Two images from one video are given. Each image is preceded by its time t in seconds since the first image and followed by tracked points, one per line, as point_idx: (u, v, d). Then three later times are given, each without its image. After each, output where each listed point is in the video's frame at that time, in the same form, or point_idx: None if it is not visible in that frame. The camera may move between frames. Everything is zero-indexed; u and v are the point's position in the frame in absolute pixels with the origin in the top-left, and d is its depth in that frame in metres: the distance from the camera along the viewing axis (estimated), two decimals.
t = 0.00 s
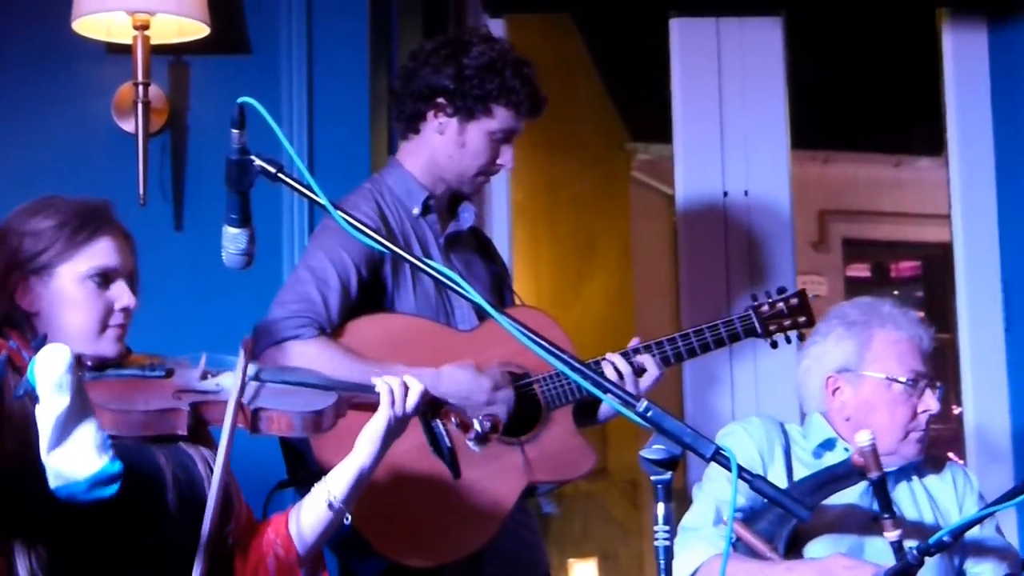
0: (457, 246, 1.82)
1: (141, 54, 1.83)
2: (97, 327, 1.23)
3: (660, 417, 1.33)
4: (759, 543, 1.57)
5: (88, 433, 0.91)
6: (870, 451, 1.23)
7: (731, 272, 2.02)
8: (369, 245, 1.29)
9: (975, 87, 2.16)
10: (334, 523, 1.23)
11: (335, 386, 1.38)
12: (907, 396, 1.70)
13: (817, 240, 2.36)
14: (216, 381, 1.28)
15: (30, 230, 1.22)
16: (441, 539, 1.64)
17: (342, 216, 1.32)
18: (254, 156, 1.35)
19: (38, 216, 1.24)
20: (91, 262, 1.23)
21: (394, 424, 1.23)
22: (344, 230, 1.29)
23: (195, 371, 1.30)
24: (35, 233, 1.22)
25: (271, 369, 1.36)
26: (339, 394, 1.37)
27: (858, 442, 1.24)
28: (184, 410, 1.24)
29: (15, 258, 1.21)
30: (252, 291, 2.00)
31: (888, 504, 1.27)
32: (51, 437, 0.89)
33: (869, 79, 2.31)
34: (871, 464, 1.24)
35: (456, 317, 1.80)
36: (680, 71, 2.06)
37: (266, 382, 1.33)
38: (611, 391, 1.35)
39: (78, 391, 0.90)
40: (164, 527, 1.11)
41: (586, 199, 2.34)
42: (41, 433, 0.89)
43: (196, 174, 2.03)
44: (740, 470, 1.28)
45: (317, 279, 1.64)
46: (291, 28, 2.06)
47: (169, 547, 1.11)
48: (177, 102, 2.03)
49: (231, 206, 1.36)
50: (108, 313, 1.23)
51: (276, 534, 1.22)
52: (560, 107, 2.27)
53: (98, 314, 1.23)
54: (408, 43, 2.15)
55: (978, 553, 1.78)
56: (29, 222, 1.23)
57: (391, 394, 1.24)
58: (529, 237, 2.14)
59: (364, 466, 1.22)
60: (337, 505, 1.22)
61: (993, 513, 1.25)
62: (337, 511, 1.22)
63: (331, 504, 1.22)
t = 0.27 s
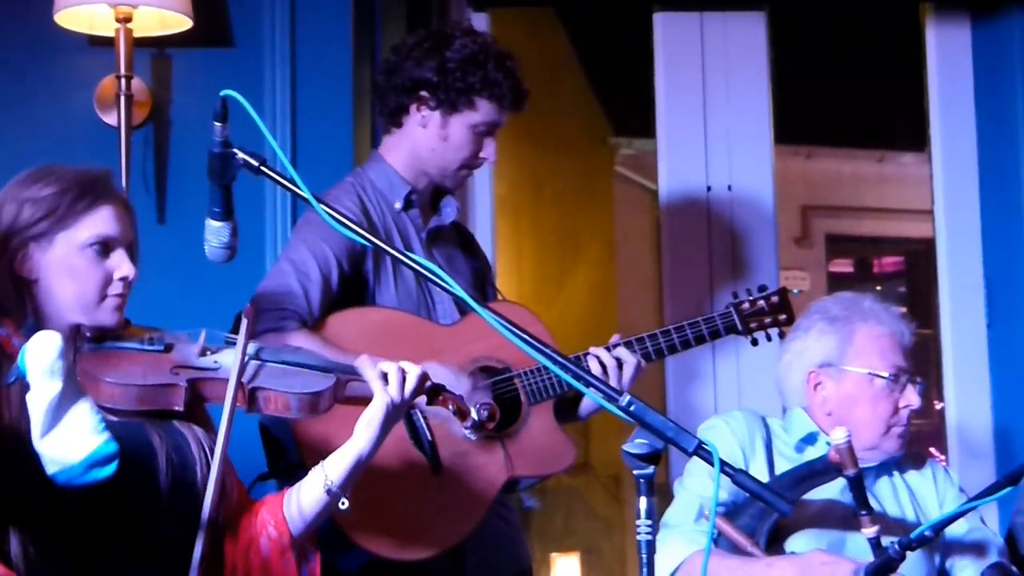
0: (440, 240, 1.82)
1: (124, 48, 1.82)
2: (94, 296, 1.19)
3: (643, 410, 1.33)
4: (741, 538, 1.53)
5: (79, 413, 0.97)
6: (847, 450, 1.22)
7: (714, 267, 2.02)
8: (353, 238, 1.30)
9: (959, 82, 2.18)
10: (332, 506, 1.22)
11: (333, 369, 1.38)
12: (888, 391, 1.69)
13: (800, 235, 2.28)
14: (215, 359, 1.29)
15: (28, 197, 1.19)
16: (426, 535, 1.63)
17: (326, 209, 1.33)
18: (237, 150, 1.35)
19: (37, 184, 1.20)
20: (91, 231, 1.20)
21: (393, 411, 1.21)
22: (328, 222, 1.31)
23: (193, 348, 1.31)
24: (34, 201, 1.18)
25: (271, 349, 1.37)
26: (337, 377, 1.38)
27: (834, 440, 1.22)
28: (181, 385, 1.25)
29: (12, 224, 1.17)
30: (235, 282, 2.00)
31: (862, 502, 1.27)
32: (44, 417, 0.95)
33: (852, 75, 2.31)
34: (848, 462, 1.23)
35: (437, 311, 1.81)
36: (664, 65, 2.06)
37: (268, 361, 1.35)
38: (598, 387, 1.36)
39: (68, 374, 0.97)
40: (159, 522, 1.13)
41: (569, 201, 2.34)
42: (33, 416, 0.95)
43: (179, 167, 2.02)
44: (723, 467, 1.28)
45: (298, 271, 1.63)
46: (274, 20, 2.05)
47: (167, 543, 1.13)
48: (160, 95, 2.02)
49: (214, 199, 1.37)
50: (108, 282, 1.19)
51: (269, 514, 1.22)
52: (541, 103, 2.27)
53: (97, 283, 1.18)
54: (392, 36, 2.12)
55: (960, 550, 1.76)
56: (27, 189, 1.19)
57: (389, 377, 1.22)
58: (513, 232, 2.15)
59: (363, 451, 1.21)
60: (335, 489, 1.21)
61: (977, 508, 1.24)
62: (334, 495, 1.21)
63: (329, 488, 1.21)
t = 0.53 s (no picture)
0: (418, 230, 1.81)
1: (103, 36, 1.80)
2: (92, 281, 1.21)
3: (621, 401, 1.33)
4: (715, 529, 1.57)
5: (56, 462, 0.93)
6: (815, 444, 1.26)
7: (692, 258, 2.01)
8: (331, 226, 1.30)
9: (939, 73, 2.20)
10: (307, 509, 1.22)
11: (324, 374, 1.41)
12: (862, 383, 1.69)
13: (780, 225, 2.21)
14: (205, 354, 1.33)
15: (36, 177, 1.21)
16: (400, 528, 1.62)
17: (304, 198, 1.33)
18: (216, 138, 1.34)
19: (45, 164, 1.22)
20: (93, 216, 1.22)
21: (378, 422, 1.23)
22: (306, 211, 1.30)
23: (186, 340, 1.34)
24: (40, 182, 1.21)
25: (261, 349, 1.39)
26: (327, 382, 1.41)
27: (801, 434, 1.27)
28: (169, 381, 1.29)
29: (17, 202, 1.20)
30: (215, 270, 1.99)
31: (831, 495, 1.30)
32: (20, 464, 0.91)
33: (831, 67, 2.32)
34: (816, 458, 1.27)
35: (415, 301, 1.80)
36: (645, 56, 2.05)
37: (253, 359, 1.37)
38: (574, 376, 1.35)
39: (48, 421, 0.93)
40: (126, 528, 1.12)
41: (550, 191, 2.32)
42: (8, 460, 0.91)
43: (158, 157, 2.01)
44: (699, 456, 1.28)
45: (274, 261, 1.61)
46: (254, 9, 2.04)
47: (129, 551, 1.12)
48: (139, 84, 2.01)
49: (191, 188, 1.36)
50: (105, 269, 1.21)
51: (246, 513, 1.21)
52: (523, 92, 2.25)
53: (95, 269, 1.21)
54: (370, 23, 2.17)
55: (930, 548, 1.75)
56: (36, 167, 1.22)
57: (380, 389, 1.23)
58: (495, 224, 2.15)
59: (344, 455, 1.22)
60: (313, 493, 1.21)
61: (953, 498, 1.24)
62: (311, 499, 1.21)
63: (307, 490, 1.21)
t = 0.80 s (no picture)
0: (391, 219, 1.81)
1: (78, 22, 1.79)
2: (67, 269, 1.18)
3: (597, 389, 1.35)
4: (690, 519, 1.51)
5: (22, 479, 0.93)
6: (789, 435, 1.26)
7: (670, 249, 2.02)
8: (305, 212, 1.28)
9: (912, 67, 2.24)
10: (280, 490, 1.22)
11: (304, 361, 1.38)
12: (838, 371, 1.69)
13: (759, 215, 2.19)
14: (183, 341, 1.32)
15: (12, 160, 1.16)
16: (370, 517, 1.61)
17: (280, 184, 1.33)
18: (192, 125, 1.33)
19: (23, 146, 1.18)
20: (71, 203, 1.18)
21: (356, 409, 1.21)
22: (282, 196, 1.32)
23: (164, 325, 1.33)
24: (16, 166, 1.16)
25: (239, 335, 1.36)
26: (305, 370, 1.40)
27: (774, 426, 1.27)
28: (149, 371, 1.30)
29: None
30: (191, 256, 1.98)
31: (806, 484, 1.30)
32: None
33: (806, 59, 2.34)
34: (790, 448, 1.26)
35: (389, 289, 1.80)
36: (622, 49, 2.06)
37: (233, 347, 1.35)
38: (549, 365, 1.35)
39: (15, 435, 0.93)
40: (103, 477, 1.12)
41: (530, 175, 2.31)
42: None
43: (135, 143, 1.99)
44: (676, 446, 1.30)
45: (241, 245, 1.59)
46: None
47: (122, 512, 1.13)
48: (115, 70, 1.99)
49: (167, 174, 1.35)
50: (82, 257, 1.18)
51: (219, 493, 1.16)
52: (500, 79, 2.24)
53: (71, 258, 1.17)
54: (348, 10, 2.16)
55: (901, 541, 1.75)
56: (13, 149, 1.17)
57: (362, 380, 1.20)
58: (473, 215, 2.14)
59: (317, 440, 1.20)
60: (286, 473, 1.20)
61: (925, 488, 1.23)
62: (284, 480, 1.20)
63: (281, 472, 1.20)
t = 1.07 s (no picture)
0: (366, 208, 1.81)
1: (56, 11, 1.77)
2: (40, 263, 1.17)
3: (575, 379, 1.34)
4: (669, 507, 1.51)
5: None
6: (773, 422, 1.24)
7: (648, 236, 2.12)
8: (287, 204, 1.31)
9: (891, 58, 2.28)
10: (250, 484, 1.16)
11: (277, 355, 1.38)
12: (821, 358, 1.70)
13: (738, 207, 2.20)
14: (157, 336, 1.30)
15: None
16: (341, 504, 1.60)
17: (258, 175, 1.33)
18: (170, 113, 1.32)
19: None
20: (44, 197, 1.17)
21: (326, 398, 1.22)
22: (259, 186, 1.32)
23: (138, 320, 1.31)
24: None
25: (213, 328, 1.35)
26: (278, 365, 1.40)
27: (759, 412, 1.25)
28: (122, 365, 1.27)
29: None
30: (167, 246, 1.97)
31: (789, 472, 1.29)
32: None
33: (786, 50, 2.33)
34: (773, 436, 1.25)
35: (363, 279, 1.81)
36: (601, 42, 2.16)
37: (211, 343, 1.34)
38: (528, 355, 1.36)
39: None
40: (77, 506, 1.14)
41: (511, 170, 2.19)
42: None
43: (112, 133, 1.98)
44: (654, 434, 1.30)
45: (222, 237, 1.60)
46: None
47: (100, 534, 1.16)
48: (93, 59, 1.98)
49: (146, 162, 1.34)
50: (54, 251, 1.17)
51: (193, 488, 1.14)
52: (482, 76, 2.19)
53: (42, 252, 1.16)
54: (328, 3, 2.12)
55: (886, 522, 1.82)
56: None
57: (329, 368, 1.22)
58: (449, 206, 2.13)
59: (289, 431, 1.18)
60: (257, 465, 1.15)
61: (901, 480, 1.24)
62: (255, 472, 1.16)
63: (251, 464, 1.15)
